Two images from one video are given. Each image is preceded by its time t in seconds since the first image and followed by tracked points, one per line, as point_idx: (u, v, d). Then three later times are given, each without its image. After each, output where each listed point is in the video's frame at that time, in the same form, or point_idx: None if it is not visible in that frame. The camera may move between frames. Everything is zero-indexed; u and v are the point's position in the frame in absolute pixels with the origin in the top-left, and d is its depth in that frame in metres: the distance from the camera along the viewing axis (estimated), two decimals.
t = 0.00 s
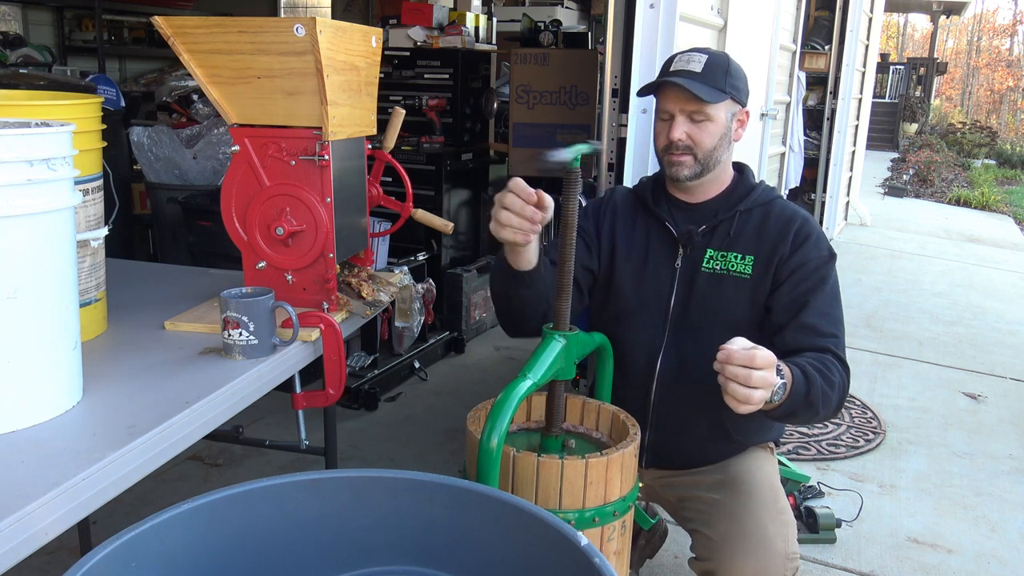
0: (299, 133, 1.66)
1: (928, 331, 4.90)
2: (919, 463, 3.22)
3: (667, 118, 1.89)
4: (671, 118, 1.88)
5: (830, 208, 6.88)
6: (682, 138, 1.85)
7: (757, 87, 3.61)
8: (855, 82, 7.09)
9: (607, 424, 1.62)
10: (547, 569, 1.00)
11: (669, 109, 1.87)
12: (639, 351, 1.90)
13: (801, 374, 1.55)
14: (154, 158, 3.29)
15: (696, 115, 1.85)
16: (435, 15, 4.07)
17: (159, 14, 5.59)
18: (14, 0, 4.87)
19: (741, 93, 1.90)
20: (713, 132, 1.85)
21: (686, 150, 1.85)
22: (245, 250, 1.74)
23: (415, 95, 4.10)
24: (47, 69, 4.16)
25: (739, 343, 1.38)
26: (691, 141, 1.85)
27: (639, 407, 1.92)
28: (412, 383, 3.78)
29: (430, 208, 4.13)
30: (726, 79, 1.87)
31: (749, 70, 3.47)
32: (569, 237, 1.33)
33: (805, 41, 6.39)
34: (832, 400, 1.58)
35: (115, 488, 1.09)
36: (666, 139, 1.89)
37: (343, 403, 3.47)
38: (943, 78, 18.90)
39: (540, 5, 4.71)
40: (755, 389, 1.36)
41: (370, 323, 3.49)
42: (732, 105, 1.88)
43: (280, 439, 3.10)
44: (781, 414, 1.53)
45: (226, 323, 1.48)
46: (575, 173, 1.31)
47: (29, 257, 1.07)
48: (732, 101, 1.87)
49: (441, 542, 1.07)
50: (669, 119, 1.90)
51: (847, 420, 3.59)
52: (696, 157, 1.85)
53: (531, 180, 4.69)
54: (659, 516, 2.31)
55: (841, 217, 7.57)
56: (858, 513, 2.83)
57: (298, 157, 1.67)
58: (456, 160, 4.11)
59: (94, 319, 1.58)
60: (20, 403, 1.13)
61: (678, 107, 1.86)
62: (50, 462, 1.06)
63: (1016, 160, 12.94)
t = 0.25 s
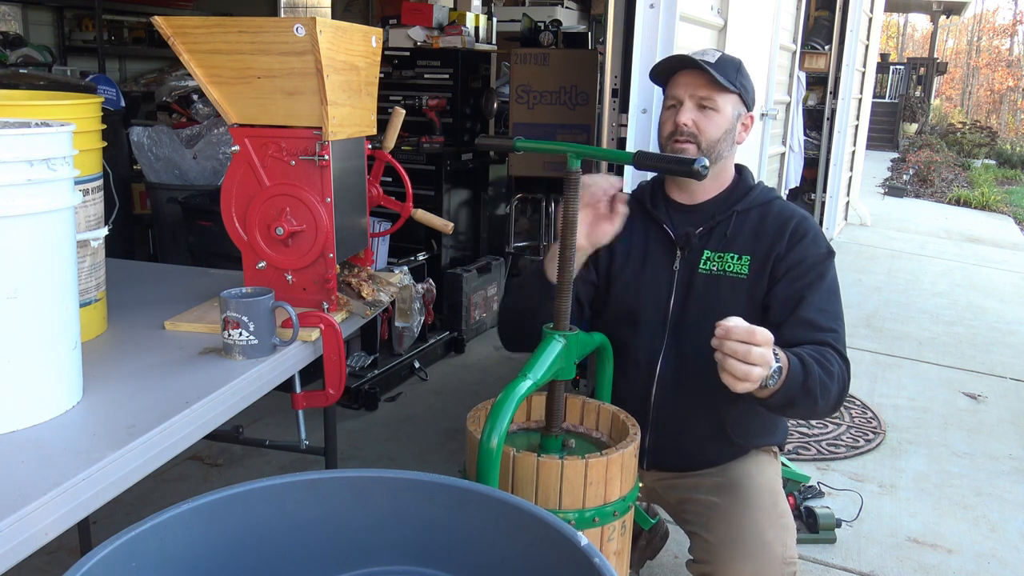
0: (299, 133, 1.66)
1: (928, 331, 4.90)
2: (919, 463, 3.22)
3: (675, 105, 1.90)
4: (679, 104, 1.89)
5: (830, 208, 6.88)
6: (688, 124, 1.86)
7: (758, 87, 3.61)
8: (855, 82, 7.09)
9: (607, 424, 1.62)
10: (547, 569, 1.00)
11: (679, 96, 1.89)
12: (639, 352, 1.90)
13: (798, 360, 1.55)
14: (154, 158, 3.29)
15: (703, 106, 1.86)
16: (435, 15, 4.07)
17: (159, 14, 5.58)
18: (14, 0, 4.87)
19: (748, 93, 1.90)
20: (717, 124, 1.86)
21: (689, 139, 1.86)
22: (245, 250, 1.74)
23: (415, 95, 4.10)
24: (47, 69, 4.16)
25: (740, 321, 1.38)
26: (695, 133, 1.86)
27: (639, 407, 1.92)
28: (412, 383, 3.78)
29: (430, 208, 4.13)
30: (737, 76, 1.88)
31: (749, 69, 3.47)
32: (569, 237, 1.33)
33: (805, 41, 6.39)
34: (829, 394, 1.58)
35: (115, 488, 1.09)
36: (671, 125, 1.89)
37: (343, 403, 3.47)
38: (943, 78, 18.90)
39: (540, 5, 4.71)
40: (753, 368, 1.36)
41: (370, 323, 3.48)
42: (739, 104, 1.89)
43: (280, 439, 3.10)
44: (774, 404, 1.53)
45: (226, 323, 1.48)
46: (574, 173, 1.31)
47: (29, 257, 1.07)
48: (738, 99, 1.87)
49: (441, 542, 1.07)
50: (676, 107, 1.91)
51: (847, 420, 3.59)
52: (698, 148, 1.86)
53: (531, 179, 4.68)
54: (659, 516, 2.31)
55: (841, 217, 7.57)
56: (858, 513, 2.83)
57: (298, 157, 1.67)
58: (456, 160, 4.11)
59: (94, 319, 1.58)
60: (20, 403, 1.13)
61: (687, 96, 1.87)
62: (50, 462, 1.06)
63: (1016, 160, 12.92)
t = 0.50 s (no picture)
0: (299, 133, 1.66)
1: (928, 331, 4.90)
2: (919, 463, 3.22)
3: (674, 109, 1.90)
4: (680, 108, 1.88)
5: (829, 209, 6.88)
6: (688, 128, 1.86)
7: (757, 87, 3.61)
8: (855, 82, 7.09)
9: (606, 425, 1.62)
10: (547, 569, 1.00)
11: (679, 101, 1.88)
12: (641, 352, 1.90)
13: (788, 356, 1.55)
14: (154, 158, 3.29)
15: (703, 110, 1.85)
16: (435, 15, 4.08)
17: (159, 14, 5.58)
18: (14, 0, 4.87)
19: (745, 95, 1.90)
20: (717, 127, 1.86)
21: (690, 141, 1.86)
22: (245, 250, 1.74)
23: (415, 95, 4.10)
24: (47, 69, 4.16)
25: (731, 306, 1.38)
26: (695, 136, 1.85)
27: (640, 406, 1.92)
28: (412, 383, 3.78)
29: (430, 208, 4.13)
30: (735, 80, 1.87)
31: (749, 70, 3.48)
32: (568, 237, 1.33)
33: (805, 42, 6.40)
34: (820, 390, 1.58)
35: (115, 488, 1.09)
36: (671, 129, 1.89)
37: (343, 403, 3.47)
38: (943, 79, 18.89)
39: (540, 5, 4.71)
40: (738, 354, 1.37)
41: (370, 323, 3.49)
42: (738, 105, 1.88)
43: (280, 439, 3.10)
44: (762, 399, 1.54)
45: (226, 323, 1.49)
46: (573, 172, 1.30)
47: (28, 257, 1.07)
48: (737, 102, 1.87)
49: (441, 542, 1.08)
50: (675, 110, 1.90)
51: (847, 420, 3.59)
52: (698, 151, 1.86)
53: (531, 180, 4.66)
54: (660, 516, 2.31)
55: (841, 217, 7.57)
56: (858, 513, 2.83)
57: (298, 157, 1.67)
58: (456, 160, 4.11)
59: (94, 319, 1.58)
60: (20, 403, 1.13)
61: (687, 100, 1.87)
62: (50, 462, 1.06)
63: (1016, 160, 12.89)
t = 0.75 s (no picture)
0: (299, 133, 1.66)
1: (928, 331, 4.90)
2: (919, 463, 3.22)
3: (675, 104, 1.92)
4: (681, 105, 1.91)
5: (829, 208, 6.88)
6: (689, 124, 1.88)
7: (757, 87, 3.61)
8: (855, 82, 7.09)
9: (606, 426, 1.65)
10: (547, 569, 1.00)
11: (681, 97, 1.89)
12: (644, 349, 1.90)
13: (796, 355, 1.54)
14: (154, 158, 3.30)
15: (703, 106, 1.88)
16: (435, 15, 4.07)
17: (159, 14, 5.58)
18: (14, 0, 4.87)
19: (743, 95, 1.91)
20: (717, 123, 1.88)
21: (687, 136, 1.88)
22: (245, 250, 1.74)
23: (415, 95, 4.10)
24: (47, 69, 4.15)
25: (743, 311, 1.38)
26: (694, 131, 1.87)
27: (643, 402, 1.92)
28: (412, 383, 3.79)
29: (430, 208, 4.13)
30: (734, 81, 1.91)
31: (750, 69, 3.47)
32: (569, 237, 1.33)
33: (805, 42, 6.40)
34: (826, 384, 1.58)
35: (114, 488, 1.09)
36: (672, 125, 1.91)
37: (343, 403, 3.47)
38: (943, 79, 18.88)
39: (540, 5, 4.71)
40: (752, 358, 1.38)
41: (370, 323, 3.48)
42: (735, 102, 1.91)
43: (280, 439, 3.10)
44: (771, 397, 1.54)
45: (226, 323, 1.48)
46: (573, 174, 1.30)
47: (28, 258, 1.07)
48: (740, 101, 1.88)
49: (440, 542, 1.07)
50: (675, 107, 1.93)
51: (847, 420, 3.59)
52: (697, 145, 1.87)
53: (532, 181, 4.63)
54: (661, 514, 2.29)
55: (841, 217, 7.57)
56: (858, 513, 2.83)
57: (298, 157, 1.67)
58: (456, 160, 4.13)
59: (94, 319, 1.58)
60: (20, 403, 1.13)
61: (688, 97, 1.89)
62: (50, 462, 1.06)
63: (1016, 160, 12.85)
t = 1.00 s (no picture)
0: (299, 133, 1.66)
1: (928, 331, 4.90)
2: (919, 463, 3.22)
3: (678, 103, 1.87)
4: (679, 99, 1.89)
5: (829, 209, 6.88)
6: (693, 123, 1.85)
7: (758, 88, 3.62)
8: (855, 82, 7.10)
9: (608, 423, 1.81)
10: (547, 569, 1.00)
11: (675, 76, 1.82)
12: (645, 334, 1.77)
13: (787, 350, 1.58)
14: (154, 158, 3.30)
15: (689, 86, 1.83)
16: (435, 16, 4.12)
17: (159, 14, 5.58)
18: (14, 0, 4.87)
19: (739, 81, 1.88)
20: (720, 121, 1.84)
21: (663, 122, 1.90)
22: (245, 250, 1.74)
23: (415, 95, 4.09)
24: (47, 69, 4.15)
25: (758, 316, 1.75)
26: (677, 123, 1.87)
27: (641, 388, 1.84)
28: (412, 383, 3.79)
29: (430, 208, 4.13)
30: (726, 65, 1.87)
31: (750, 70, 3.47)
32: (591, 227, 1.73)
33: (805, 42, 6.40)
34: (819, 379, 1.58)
35: (114, 489, 1.09)
36: (678, 123, 1.87)
37: (343, 403, 3.47)
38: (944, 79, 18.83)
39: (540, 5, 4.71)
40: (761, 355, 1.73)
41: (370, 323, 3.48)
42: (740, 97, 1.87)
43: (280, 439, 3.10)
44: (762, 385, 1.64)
45: (226, 323, 1.48)
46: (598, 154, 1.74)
47: (28, 258, 1.07)
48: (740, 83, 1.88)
49: (440, 541, 1.08)
50: (680, 105, 1.87)
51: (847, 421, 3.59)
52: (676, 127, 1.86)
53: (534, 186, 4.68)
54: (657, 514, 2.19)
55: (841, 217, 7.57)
56: (858, 513, 2.83)
57: (298, 157, 1.67)
58: (456, 160, 4.13)
59: (94, 319, 1.58)
60: (20, 403, 1.13)
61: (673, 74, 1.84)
62: (50, 462, 1.06)
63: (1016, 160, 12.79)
